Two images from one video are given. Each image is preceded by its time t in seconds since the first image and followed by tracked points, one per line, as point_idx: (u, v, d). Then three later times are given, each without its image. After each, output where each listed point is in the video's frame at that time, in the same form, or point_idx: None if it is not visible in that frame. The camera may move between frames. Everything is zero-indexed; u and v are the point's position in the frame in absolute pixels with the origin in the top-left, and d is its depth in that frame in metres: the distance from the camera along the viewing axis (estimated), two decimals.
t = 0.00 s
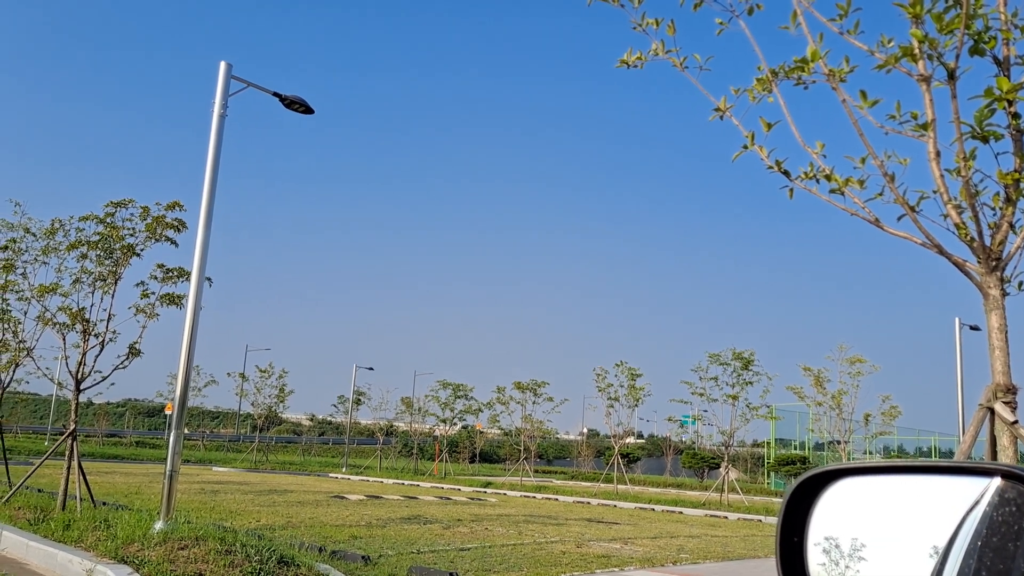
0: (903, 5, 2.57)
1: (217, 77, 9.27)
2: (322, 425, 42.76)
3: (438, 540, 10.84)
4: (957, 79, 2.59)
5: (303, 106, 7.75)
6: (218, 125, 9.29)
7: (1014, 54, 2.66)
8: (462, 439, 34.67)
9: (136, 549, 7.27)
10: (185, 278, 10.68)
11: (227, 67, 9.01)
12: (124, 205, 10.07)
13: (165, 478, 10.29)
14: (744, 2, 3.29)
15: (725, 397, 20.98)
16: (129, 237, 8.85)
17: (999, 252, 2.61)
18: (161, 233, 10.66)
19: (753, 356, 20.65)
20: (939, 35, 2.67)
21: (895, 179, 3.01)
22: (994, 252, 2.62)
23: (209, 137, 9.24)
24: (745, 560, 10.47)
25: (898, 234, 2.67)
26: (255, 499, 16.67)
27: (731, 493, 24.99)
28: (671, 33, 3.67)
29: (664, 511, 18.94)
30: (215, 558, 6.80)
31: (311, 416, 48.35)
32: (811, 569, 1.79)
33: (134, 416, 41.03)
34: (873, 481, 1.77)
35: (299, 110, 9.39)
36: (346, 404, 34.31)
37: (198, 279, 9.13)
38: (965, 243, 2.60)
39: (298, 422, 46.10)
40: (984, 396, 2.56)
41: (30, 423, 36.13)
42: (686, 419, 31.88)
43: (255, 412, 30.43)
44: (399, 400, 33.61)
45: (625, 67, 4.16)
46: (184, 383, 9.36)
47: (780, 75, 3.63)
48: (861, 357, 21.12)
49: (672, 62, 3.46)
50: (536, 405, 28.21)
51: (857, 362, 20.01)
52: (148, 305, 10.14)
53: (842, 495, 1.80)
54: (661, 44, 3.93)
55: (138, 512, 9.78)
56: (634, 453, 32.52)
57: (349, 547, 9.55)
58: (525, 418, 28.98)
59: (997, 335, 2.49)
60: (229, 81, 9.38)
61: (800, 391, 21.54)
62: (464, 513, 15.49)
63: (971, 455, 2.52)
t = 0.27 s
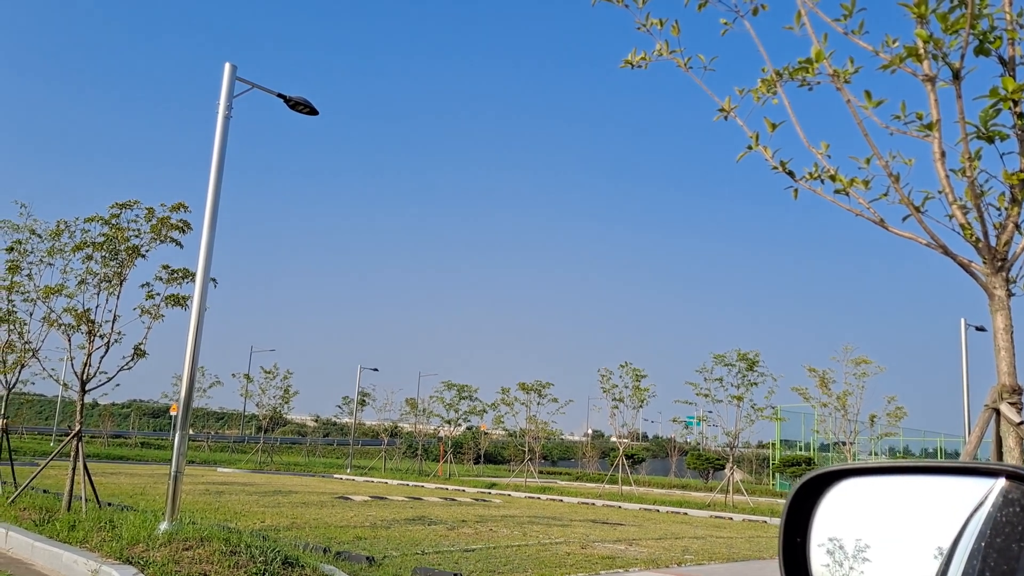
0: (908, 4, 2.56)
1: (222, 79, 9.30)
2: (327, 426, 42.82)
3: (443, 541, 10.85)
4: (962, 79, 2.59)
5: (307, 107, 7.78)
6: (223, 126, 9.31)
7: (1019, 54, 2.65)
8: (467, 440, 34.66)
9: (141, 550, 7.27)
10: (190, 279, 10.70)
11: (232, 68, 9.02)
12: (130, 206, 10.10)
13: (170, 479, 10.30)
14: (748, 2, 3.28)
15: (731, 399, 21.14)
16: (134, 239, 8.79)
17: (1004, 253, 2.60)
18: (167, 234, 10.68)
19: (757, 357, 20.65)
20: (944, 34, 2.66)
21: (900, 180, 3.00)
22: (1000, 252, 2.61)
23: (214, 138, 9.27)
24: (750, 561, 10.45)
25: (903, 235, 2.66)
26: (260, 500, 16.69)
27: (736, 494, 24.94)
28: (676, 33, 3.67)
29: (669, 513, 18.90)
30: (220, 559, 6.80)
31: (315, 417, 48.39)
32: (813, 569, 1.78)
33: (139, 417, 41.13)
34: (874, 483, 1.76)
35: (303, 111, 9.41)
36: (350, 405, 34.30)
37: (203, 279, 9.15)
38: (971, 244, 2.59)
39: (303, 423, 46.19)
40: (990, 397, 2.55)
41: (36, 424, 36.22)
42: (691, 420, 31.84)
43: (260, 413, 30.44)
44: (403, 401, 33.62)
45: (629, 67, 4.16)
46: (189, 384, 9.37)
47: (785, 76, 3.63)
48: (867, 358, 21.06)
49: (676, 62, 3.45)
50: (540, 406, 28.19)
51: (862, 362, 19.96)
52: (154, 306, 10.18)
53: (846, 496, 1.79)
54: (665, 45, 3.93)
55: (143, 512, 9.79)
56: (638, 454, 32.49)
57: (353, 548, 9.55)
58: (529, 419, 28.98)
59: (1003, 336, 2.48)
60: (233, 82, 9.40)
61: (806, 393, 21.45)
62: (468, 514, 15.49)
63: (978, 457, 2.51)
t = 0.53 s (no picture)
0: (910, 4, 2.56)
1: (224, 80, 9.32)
2: (331, 427, 42.86)
3: (446, 542, 10.85)
4: (965, 80, 2.58)
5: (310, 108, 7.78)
6: (226, 128, 9.33)
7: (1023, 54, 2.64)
8: (470, 441, 34.65)
9: (144, 551, 7.28)
10: (193, 280, 10.72)
11: (235, 70, 9.04)
12: (133, 207, 10.12)
13: (173, 480, 10.30)
14: (752, 3, 3.28)
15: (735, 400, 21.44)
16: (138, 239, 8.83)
17: (1007, 254, 2.59)
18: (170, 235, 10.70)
19: (761, 358, 20.68)
20: (947, 35, 2.66)
21: (903, 181, 3.00)
22: (1003, 254, 2.60)
23: (216, 139, 9.28)
24: (753, 563, 10.43)
25: (905, 236, 2.66)
26: (264, 501, 16.69)
27: (739, 496, 24.89)
28: (678, 35, 3.68)
29: (672, 514, 18.87)
30: (223, 560, 6.80)
31: (318, 419, 48.41)
32: (813, 571, 1.78)
33: (143, 418, 41.20)
34: (872, 483, 1.76)
35: (306, 113, 9.43)
36: (354, 407, 34.32)
37: (206, 280, 9.16)
38: (973, 245, 2.58)
39: (306, 424, 46.24)
40: (993, 398, 2.54)
41: (40, 426, 36.27)
42: (694, 422, 31.80)
43: (263, 414, 30.44)
44: (407, 402, 33.63)
45: (632, 69, 4.16)
46: (192, 385, 9.38)
47: (788, 78, 3.63)
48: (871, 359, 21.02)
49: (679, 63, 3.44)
50: (544, 407, 28.18)
51: (867, 364, 19.94)
52: (156, 307, 10.19)
53: (846, 497, 1.79)
54: (668, 46, 3.93)
55: (146, 514, 9.80)
56: (642, 455, 32.47)
57: (356, 549, 9.55)
58: (533, 421, 28.98)
59: (1005, 337, 2.47)
60: (236, 84, 9.42)
61: (809, 394, 21.43)
62: (471, 515, 15.49)
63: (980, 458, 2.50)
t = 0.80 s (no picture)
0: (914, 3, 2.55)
1: (228, 81, 9.34)
2: (334, 428, 42.89)
3: (449, 543, 10.84)
4: (968, 80, 2.57)
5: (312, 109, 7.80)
6: (229, 129, 9.35)
7: None
8: (473, 442, 34.64)
9: (148, 552, 7.29)
10: (196, 282, 10.74)
11: (238, 71, 9.06)
12: (136, 209, 10.15)
13: (176, 481, 10.31)
14: (755, 3, 3.27)
15: (737, 400, 21.17)
16: (141, 241, 9.05)
17: (1012, 254, 2.59)
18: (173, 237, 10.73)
19: (764, 359, 20.63)
20: (951, 35, 2.65)
21: (907, 180, 2.99)
22: (1007, 254, 2.59)
23: (220, 141, 9.30)
24: (757, 564, 10.42)
25: (909, 236, 2.65)
26: (267, 502, 16.70)
27: (743, 497, 24.85)
28: (681, 36, 3.69)
29: (676, 515, 18.84)
30: (226, 561, 6.80)
31: (321, 420, 48.43)
32: (818, 571, 1.77)
33: (146, 419, 41.27)
34: (876, 483, 1.76)
35: (309, 114, 9.45)
36: (357, 408, 34.34)
37: (210, 282, 9.18)
38: (978, 245, 2.58)
39: (309, 425, 46.26)
40: (997, 399, 2.54)
41: (44, 426, 36.35)
42: (698, 423, 31.77)
43: (267, 415, 30.46)
44: (410, 403, 33.64)
45: (635, 69, 4.16)
46: (195, 386, 9.39)
47: (791, 77, 3.62)
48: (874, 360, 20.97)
49: (682, 64, 3.44)
50: (547, 408, 28.18)
51: (870, 365, 19.89)
52: (160, 309, 10.22)
53: (851, 495, 1.78)
54: (671, 46, 3.93)
55: (150, 515, 9.81)
56: (645, 456, 32.44)
57: (359, 550, 9.55)
58: (536, 422, 28.97)
59: (1010, 337, 2.47)
60: (239, 85, 9.44)
61: (813, 395, 21.37)
62: (475, 516, 15.48)
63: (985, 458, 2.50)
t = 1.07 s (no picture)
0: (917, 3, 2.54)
1: (230, 82, 9.35)
2: (337, 429, 42.90)
3: (452, 544, 10.83)
4: (971, 80, 2.57)
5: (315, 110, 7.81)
6: (232, 130, 9.35)
7: None
8: (476, 443, 34.62)
9: (151, 553, 7.30)
10: (200, 283, 10.75)
11: (241, 72, 9.06)
12: (139, 210, 10.16)
13: (180, 481, 10.32)
14: (757, 4, 3.27)
15: (741, 401, 21.08)
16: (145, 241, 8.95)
17: (1016, 254, 2.58)
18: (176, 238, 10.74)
19: (767, 360, 20.59)
20: (954, 35, 2.64)
21: (909, 181, 2.98)
22: (1011, 254, 2.58)
23: (223, 142, 9.31)
24: (760, 565, 10.40)
25: (912, 236, 2.64)
26: (270, 503, 16.71)
27: (746, 498, 24.81)
28: (682, 36, 3.68)
29: (679, 516, 18.81)
30: (230, 562, 6.80)
31: (325, 421, 48.44)
32: (820, 572, 1.76)
33: (150, 420, 41.31)
34: (878, 484, 1.75)
35: (312, 115, 9.45)
36: (360, 409, 34.35)
37: (212, 283, 9.19)
38: (981, 245, 2.57)
39: (313, 426, 46.29)
40: (1001, 400, 2.53)
41: (48, 427, 36.41)
42: (701, 424, 31.72)
43: (270, 416, 30.48)
44: (413, 404, 33.65)
45: (637, 70, 4.15)
46: (199, 386, 9.39)
47: (794, 78, 3.61)
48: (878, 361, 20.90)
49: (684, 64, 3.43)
50: (550, 409, 28.16)
51: (874, 365, 19.83)
52: (163, 309, 10.23)
53: (853, 496, 1.78)
54: (673, 47, 3.93)
55: (153, 515, 9.82)
56: (648, 457, 32.40)
57: (362, 551, 9.54)
58: (539, 423, 28.95)
59: (1014, 338, 2.45)
60: (242, 86, 9.44)
61: (816, 395, 21.26)
62: (478, 517, 15.47)
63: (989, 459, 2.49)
